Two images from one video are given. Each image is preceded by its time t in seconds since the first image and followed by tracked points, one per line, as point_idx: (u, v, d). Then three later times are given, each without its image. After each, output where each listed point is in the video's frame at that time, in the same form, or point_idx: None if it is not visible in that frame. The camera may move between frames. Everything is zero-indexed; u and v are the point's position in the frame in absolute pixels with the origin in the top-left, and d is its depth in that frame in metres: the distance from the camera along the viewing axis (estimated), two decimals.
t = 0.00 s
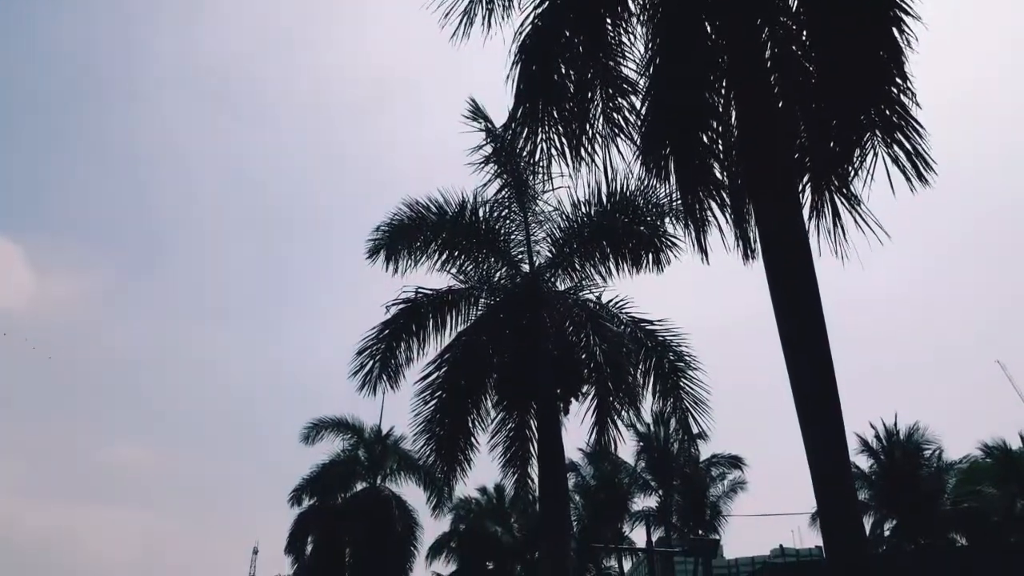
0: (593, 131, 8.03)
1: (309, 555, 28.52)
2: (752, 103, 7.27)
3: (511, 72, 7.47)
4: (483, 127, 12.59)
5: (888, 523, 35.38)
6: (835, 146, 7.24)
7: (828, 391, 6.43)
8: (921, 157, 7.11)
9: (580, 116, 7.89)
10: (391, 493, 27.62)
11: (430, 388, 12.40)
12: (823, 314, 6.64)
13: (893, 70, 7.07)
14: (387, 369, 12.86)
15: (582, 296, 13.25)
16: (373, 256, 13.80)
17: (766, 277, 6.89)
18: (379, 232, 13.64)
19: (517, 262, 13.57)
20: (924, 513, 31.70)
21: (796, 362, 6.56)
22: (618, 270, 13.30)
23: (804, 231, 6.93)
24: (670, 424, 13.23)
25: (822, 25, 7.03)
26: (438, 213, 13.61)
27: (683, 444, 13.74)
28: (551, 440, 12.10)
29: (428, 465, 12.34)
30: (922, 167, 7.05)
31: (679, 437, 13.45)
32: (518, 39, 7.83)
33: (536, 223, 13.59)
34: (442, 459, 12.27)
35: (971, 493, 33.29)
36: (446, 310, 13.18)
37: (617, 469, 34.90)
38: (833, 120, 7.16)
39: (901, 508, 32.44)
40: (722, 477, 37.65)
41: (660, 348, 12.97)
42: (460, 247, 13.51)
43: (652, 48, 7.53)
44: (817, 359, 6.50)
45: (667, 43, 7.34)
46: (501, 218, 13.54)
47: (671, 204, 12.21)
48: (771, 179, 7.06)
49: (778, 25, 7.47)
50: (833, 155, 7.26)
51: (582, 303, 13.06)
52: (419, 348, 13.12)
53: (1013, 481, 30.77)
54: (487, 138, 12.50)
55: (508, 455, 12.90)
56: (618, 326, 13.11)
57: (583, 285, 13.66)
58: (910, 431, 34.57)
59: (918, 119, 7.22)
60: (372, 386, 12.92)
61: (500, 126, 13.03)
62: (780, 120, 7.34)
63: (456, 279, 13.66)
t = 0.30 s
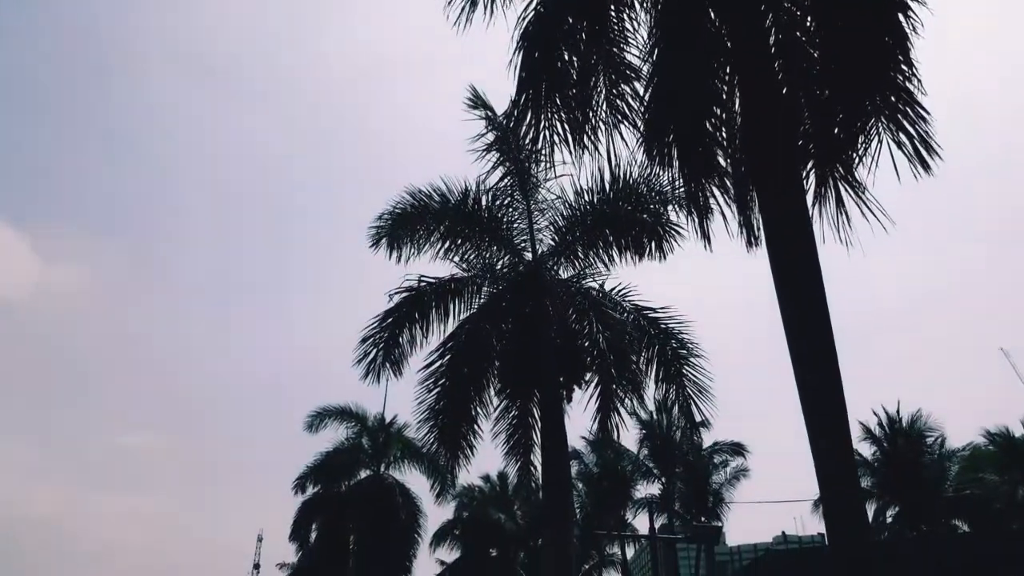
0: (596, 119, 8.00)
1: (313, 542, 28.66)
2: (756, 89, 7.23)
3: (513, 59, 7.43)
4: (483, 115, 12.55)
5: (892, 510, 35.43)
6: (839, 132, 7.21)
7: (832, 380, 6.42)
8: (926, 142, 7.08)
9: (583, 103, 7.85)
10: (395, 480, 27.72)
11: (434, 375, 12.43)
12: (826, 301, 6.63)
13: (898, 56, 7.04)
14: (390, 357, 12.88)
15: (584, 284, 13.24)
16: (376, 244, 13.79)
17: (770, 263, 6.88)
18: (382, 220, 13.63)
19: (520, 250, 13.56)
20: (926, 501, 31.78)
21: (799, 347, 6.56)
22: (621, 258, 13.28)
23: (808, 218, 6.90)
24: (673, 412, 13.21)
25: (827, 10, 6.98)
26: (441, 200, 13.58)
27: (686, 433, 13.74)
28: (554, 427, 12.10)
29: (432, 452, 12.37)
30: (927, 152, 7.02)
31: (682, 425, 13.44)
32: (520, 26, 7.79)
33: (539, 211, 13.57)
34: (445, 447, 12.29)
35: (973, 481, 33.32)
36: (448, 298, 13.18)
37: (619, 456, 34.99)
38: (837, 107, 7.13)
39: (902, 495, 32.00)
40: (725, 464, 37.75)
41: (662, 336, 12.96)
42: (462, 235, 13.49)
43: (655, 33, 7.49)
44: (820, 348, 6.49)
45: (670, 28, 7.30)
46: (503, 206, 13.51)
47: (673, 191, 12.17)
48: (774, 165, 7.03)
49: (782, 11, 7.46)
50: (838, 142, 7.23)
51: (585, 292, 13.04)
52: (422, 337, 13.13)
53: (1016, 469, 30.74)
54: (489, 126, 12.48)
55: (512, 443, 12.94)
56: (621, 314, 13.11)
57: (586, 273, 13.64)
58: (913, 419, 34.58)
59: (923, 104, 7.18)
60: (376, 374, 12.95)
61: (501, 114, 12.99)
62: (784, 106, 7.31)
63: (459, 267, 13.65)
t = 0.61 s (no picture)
0: (600, 105, 7.95)
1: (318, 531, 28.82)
2: (760, 76, 7.19)
3: (516, 45, 7.38)
4: (485, 103, 12.49)
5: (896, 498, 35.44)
6: (844, 118, 7.15)
7: (837, 370, 6.40)
8: (932, 129, 7.02)
9: (587, 90, 7.80)
10: (399, 469, 27.83)
11: (438, 364, 12.45)
12: (831, 291, 6.59)
13: (904, 42, 6.97)
14: (395, 346, 12.89)
15: (588, 273, 13.21)
16: (380, 233, 13.79)
17: (775, 251, 6.85)
18: (386, 208, 13.61)
19: (524, 238, 13.54)
20: (930, 489, 31.79)
21: (804, 335, 6.54)
22: (624, 247, 13.25)
23: (813, 206, 6.86)
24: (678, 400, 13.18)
25: None
26: (444, 188, 13.55)
27: (691, 421, 13.73)
28: (559, 415, 12.11)
29: (437, 441, 12.39)
30: (933, 139, 6.96)
31: (687, 414, 13.43)
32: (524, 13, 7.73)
33: (543, 199, 13.53)
34: (450, 436, 12.31)
35: (977, 469, 33.36)
36: (452, 286, 13.18)
37: (623, 445, 35.08)
38: (843, 94, 7.06)
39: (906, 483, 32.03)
40: (729, 453, 37.78)
41: (666, 323, 12.93)
42: (466, 224, 13.47)
43: (660, 19, 7.44)
44: (826, 337, 6.46)
45: (674, 13, 7.25)
46: (507, 194, 13.47)
47: (677, 179, 12.12)
48: (779, 152, 6.99)
49: None
50: (843, 129, 7.18)
51: (588, 280, 13.03)
52: (426, 325, 13.12)
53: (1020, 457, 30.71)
54: (491, 113, 12.42)
55: (516, 431, 12.95)
56: (625, 302, 13.09)
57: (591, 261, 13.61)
58: (917, 407, 34.53)
59: (929, 91, 7.11)
60: (381, 363, 12.95)
61: (504, 101, 12.92)
62: (789, 93, 7.26)
63: (462, 256, 13.64)
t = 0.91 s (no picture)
0: (604, 97, 8.00)
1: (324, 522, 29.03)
2: (763, 68, 7.24)
3: (519, 38, 7.44)
4: (488, 96, 12.55)
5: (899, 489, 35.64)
6: (847, 110, 7.20)
7: (840, 364, 6.48)
8: (935, 120, 7.08)
9: (590, 83, 7.85)
10: (404, 460, 28.00)
11: (443, 357, 12.55)
12: (835, 286, 6.66)
13: (907, 34, 7.03)
14: (399, 339, 12.98)
15: (592, 265, 13.30)
16: (384, 225, 13.87)
17: (778, 244, 6.92)
18: (390, 201, 13.69)
19: (527, 231, 13.62)
20: (933, 480, 32.00)
21: (807, 327, 6.62)
22: (627, 239, 13.32)
23: (817, 200, 6.93)
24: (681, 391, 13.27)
25: None
26: (448, 181, 13.62)
27: (694, 412, 13.82)
28: (563, 407, 12.25)
29: (441, 433, 12.49)
30: (936, 130, 7.02)
31: (690, 405, 13.52)
32: (527, 6, 7.79)
33: (546, 192, 13.60)
34: (455, 427, 12.41)
35: (979, 460, 33.47)
36: (456, 279, 13.27)
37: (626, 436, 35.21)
38: (846, 87, 7.11)
39: (909, 474, 32.40)
40: (732, 444, 37.91)
41: (669, 315, 13.03)
42: (470, 217, 13.54)
43: (662, 12, 7.49)
44: (829, 332, 6.53)
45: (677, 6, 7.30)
46: (511, 187, 13.53)
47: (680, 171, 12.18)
48: (782, 144, 7.06)
49: None
50: (845, 121, 7.23)
51: (592, 272, 13.11)
52: (430, 318, 13.22)
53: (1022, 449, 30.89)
54: (494, 107, 12.48)
55: (520, 423, 13.06)
56: (628, 294, 13.18)
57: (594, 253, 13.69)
58: (920, 399, 34.64)
59: (932, 82, 7.17)
60: (385, 355, 13.06)
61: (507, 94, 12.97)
62: (792, 86, 7.30)
63: (466, 249, 13.72)
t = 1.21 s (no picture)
0: (606, 83, 7.92)
1: (328, 511, 29.13)
2: (767, 54, 7.16)
3: (520, 24, 7.36)
4: (490, 83, 12.46)
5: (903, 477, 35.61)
6: (851, 94, 7.13)
7: (845, 353, 6.44)
8: (941, 105, 6.99)
9: (593, 69, 7.78)
10: (407, 448, 28.02)
11: (445, 346, 12.52)
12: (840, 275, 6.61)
13: (913, 18, 6.94)
14: (402, 327, 12.95)
15: (594, 253, 13.25)
16: (386, 214, 13.81)
17: (782, 230, 6.86)
18: (391, 189, 13.63)
19: (530, 219, 13.56)
20: (938, 467, 32.01)
21: (811, 316, 6.57)
22: (630, 226, 13.24)
23: (821, 188, 6.87)
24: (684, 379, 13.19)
25: None
26: (449, 169, 13.56)
27: (697, 400, 13.79)
28: (565, 396, 12.24)
29: (444, 421, 12.46)
30: (941, 115, 6.94)
31: (693, 393, 13.47)
32: None
33: (548, 179, 13.53)
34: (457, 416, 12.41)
35: (983, 447, 33.46)
36: (458, 267, 13.22)
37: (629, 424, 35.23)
38: (851, 73, 7.04)
39: (914, 462, 32.49)
40: (735, 432, 37.92)
41: (672, 303, 12.98)
42: (471, 205, 13.49)
43: None
44: (834, 321, 6.48)
45: None
46: (513, 175, 13.47)
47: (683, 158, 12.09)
48: (786, 130, 6.98)
49: None
50: (851, 106, 7.16)
51: (594, 260, 13.05)
52: (432, 306, 13.19)
53: None
54: (495, 94, 12.40)
55: (522, 411, 13.06)
56: (631, 282, 13.13)
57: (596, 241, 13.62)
58: (924, 386, 34.60)
59: (938, 65, 7.07)
60: (387, 344, 13.04)
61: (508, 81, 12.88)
62: (797, 71, 7.21)
63: (468, 237, 13.66)
